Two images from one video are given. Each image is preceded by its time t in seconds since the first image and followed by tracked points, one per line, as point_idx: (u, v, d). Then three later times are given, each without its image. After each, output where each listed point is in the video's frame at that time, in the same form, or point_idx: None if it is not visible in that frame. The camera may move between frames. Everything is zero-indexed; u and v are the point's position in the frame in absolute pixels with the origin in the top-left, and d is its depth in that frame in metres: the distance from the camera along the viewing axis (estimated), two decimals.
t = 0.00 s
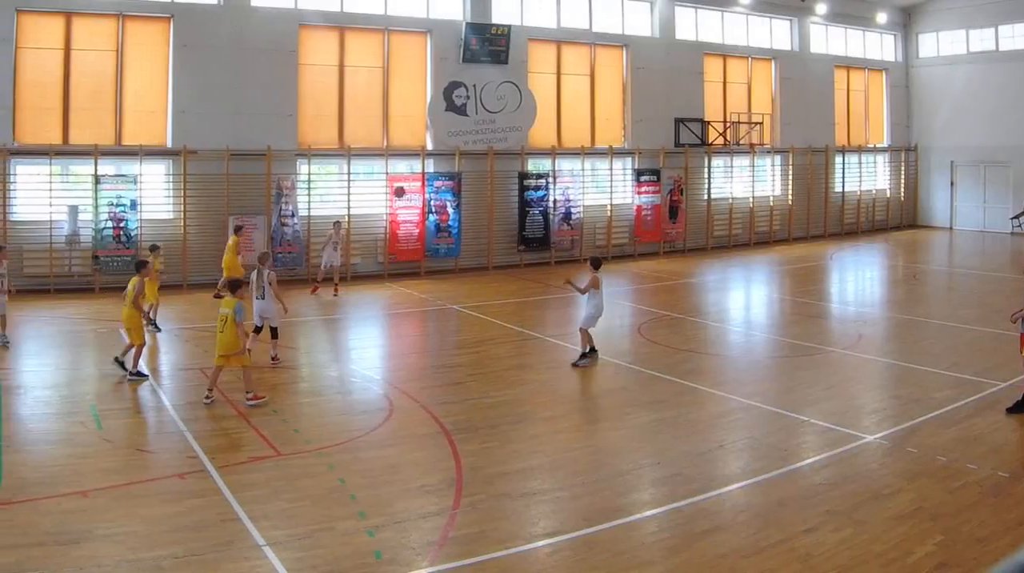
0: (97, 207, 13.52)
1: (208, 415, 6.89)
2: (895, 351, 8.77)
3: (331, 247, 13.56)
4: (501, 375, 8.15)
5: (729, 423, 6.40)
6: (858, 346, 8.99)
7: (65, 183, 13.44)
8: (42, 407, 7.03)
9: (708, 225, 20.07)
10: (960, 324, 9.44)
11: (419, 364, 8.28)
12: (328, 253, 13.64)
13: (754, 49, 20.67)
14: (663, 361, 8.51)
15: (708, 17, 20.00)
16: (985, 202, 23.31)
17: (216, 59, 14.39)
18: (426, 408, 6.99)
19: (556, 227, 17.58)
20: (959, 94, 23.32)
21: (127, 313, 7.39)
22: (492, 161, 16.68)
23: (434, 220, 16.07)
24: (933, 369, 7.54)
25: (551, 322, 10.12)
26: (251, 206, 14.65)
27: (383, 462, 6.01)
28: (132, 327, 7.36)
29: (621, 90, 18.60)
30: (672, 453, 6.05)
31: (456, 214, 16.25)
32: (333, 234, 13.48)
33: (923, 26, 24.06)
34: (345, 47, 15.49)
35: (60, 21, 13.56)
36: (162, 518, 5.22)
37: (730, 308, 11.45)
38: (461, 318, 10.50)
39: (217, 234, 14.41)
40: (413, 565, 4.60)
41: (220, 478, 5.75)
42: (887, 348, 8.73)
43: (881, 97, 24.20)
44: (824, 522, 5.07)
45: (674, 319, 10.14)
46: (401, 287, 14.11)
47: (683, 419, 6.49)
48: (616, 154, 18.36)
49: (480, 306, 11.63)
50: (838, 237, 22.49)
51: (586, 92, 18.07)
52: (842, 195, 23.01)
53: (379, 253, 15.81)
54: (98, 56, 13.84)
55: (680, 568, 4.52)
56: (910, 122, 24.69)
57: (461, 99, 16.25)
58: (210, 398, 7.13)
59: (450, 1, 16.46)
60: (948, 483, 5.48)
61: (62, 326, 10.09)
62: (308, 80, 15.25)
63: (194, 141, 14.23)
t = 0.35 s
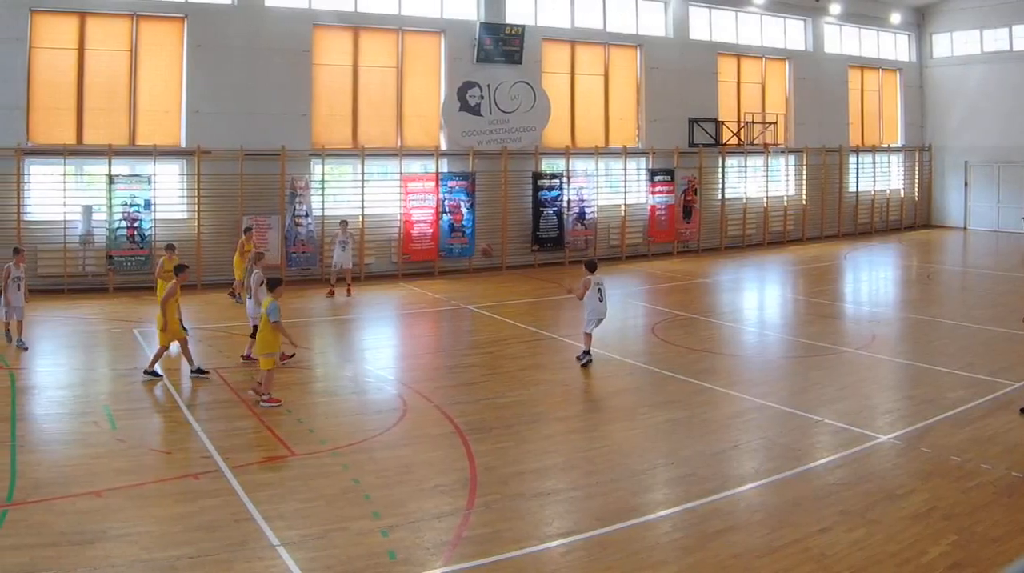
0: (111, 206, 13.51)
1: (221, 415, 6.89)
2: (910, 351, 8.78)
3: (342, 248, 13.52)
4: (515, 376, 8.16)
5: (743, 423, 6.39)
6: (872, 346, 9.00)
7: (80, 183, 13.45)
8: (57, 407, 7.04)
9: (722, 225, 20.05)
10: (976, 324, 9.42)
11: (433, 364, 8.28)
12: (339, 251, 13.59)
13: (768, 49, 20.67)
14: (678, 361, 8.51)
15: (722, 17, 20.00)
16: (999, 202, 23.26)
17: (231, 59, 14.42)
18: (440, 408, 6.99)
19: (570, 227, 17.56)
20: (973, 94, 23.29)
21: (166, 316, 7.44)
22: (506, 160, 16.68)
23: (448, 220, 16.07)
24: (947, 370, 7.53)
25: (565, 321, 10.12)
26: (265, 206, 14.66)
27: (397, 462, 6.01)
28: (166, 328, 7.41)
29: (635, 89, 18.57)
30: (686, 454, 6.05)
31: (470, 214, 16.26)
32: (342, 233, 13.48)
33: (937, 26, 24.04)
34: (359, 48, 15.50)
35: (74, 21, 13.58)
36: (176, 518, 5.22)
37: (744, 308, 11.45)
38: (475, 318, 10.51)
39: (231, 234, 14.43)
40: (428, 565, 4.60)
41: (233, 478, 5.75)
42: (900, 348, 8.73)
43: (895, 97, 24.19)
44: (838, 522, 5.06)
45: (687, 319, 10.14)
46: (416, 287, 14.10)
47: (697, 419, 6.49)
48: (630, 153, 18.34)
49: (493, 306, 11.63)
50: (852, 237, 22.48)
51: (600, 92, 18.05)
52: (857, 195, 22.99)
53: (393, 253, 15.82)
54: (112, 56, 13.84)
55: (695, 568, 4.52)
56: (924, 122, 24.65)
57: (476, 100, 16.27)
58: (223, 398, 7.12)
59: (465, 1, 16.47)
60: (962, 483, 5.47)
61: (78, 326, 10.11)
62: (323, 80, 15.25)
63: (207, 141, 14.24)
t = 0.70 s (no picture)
0: (124, 207, 13.52)
1: (231, 414, 6.87)
2: (923, 351, 8.78)
3: (343, 248, 13.50)
4: (529, 376, 8.16)
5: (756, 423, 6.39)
6: (885, 346, 9.00)
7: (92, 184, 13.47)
8: (70, 407, 7.05)
9: (735, 225, 20.04)
10: (989, 324, 9.42)
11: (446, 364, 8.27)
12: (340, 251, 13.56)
13: (781, 49, 20.67)
14: (691, 362, 8.50)
15: (734, 17, 19.99)
16: (1012, 203, 23.23)
17: (246, 59, 14.44)
18: (453, 408, 6.98)
19: (583, 227, 17.54)
20: (986, 94, 23.26)
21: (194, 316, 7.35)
22: (519, 160, 16.67)
23: (461, 220, 16.06)
24: (960, 370, 7.54)
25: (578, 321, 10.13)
26: (278, 206, 14.68)
27: (410, 461, 6.02)
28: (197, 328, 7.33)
29: (648, 89, 18.57)
30: (699, 453, 6.05)
31: (483, 214, 16.25)
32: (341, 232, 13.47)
33: (950, 26, 24.02)
34: (371, 47, 15.49)
35: (86, 21, 13.59)
36: (189, 517, 5.22)
37: (757, 308, 11.45)
38: (487, 318, 10.51)
39: (244, 234, 14.44)
40: (441, 565, 4.60)
41: (246, 478, 5.75)
42: (913, 348, 8.74)
43: (908, 96, 24.18)
44: (850, 522, 5.06)
45: (700, 319, 10.14)
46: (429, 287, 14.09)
47: (710, 419, 6.49)
48: (643, 154, 18.34)
49: (506, 306, 11.63)
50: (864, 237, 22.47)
51: (612, 92, 18.05)
52: (869, 195, 22.99)
53: (406, 252, 15.82)
54: (124, 56, 13.85)
55: (708, 568, 4.51)
56: (937, 122, 24.63)
57: (489, 100, 16.27)
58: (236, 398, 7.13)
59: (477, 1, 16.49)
60: (974, 484, 5.47)
61: (93, 325, 10.14)
62: (337, 80, 15.25)
63: (220, 141, 14.25)
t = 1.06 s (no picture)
0: (137, 207, 13.53)
1: (244, 414, 6.88)
2: (935, 351, 8.78)
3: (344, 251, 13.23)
4: (541, 376, 8.16)
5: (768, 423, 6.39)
6: (898, 346, 9.01)
7: (105, 184, 13.48)
8: (82, 407, 7.05)
9: (747, 225, 20.03)
10: (1003, 324, 9.42)
11: (458, 364, 8.28)
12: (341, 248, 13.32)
13: (794, 49, 20.67)
14: (704, 361, 8.51)
15: (747, 17, 19.99)
16: None
17: (260, 59, 14.47)
18: (466, 408, 6.98)
19: (596, 227, 17.52)
20: (999, 94, 23.26)
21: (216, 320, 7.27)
22: (531, 160, 16.66)
23: (473, 220, 16.06)
24: (973, 371, 7.54)
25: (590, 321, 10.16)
26: (291, 206, 14.69)
27: (423, 461, 6.02)
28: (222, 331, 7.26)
29: (660, 88, 18.55)
30: (711, 453, 6.05)
31: (495, 214, 16.25)
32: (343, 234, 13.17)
33: (963, 26, 24.00)
34: (383, 47, 15.49)
35: (98, 21, 13.61)
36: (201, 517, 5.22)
37: (769, 308, 11.47)
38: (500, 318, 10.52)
39: (256, 234, 14.45)
40: (454, 565, 4.60)
41: (259, 478, 5.74)
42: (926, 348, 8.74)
43: (920, 96, 24.17)
44: (863, 523, 5.06)
45: (712, 319, 10.14)
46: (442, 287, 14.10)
47: (723, 419, 6.49)
48: (655, 154, 18.34)
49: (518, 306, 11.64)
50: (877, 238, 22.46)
51: (625, 92, 18.05)
52: (882, 195, 22.98)
53: (418, 252, 15.82)
54: (136, 56, 13.86)
55: (721, 568, 4.51)
56: (949, 122, 24.62)
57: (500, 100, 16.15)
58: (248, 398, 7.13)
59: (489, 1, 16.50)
60: (986, 484, 5.47)
61: (107, 325, 10.14)
62: (349, 79, 15.25)
63: (233, 141, 14.27)
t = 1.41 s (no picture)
0: (151, 207, 13.53)
1: (258, 415, 6.87)
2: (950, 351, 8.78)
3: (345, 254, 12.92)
4: (556, 376, 8.17)
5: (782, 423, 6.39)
6: (912, 346, 9.02)
7: (119, 184, 13.50)
8: (96, 407, 7.06)
9: (761, 225, 20.01)
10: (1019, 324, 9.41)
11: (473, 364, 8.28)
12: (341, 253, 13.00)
13: (808, 49, 20.66)
14: (719, 361, 8.50)
15: (761, 17, 19.99)
16: None
17: (276, 59, 14.49)
18: (481, 408, 6.98)
19: (610, 227, 17.55)
20: (1013, 94, 23.23)
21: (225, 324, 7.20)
22: (545, 160, 16.65)
23: (487, 220, 16.09)
24: (987, 371, 7.53)
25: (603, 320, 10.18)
26: (305, 206, 14.69)
27: (438, 461, 6.02)
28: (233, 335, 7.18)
29: (674, 88, 18.53)
30: (725, 453, 6.05)
31: (509, 214, 16.28)
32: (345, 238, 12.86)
33: (977, 26, 23.97)
34: (397, 47, 15.49)
35: (112, 21, 13.62)
36: (216, 517, 5.23)
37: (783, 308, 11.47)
38: (514, 318, 10.51)
39: (270, 234, 14.45)
40: (468, 565, 4.60)
41: (273, 479, 5.74)
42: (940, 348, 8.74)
43: (934, 96, 24.15)
44: (877, 522, 5.06)
45: (726, 319, 10.14)
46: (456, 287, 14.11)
47: (737, 419, 6.49)
48: (670, 153, 18.29)
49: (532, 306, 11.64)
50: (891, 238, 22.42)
51: (639, 92, 18.03)
52: (896, 195, 22.92)
53: (432, 252, 15.81)
54: (150, 56, 13.87)
55: (735, 568, 4.51)
56: (964, 122, 24.58)
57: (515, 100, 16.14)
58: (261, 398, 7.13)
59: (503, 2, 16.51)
60: (1000, 484, 5.46)
61: (120, 325, 10.15)
62: (363, 79, 15.25)
63: (247, 142, 14.29)
